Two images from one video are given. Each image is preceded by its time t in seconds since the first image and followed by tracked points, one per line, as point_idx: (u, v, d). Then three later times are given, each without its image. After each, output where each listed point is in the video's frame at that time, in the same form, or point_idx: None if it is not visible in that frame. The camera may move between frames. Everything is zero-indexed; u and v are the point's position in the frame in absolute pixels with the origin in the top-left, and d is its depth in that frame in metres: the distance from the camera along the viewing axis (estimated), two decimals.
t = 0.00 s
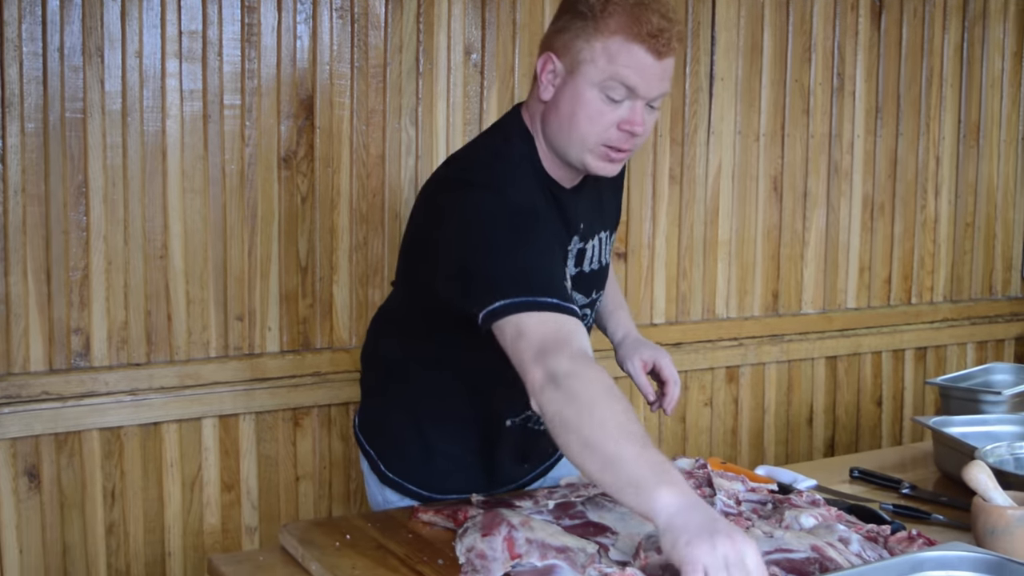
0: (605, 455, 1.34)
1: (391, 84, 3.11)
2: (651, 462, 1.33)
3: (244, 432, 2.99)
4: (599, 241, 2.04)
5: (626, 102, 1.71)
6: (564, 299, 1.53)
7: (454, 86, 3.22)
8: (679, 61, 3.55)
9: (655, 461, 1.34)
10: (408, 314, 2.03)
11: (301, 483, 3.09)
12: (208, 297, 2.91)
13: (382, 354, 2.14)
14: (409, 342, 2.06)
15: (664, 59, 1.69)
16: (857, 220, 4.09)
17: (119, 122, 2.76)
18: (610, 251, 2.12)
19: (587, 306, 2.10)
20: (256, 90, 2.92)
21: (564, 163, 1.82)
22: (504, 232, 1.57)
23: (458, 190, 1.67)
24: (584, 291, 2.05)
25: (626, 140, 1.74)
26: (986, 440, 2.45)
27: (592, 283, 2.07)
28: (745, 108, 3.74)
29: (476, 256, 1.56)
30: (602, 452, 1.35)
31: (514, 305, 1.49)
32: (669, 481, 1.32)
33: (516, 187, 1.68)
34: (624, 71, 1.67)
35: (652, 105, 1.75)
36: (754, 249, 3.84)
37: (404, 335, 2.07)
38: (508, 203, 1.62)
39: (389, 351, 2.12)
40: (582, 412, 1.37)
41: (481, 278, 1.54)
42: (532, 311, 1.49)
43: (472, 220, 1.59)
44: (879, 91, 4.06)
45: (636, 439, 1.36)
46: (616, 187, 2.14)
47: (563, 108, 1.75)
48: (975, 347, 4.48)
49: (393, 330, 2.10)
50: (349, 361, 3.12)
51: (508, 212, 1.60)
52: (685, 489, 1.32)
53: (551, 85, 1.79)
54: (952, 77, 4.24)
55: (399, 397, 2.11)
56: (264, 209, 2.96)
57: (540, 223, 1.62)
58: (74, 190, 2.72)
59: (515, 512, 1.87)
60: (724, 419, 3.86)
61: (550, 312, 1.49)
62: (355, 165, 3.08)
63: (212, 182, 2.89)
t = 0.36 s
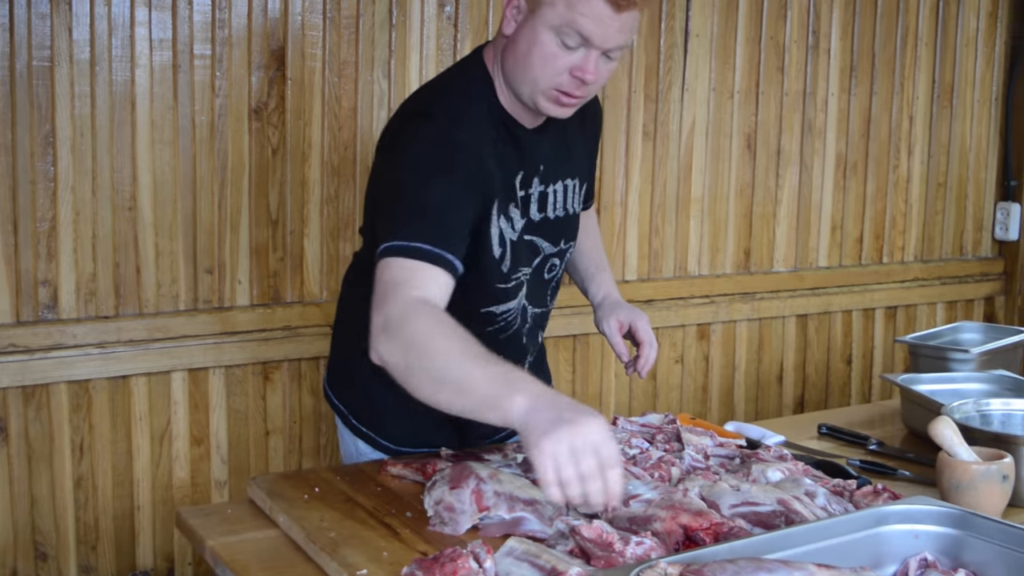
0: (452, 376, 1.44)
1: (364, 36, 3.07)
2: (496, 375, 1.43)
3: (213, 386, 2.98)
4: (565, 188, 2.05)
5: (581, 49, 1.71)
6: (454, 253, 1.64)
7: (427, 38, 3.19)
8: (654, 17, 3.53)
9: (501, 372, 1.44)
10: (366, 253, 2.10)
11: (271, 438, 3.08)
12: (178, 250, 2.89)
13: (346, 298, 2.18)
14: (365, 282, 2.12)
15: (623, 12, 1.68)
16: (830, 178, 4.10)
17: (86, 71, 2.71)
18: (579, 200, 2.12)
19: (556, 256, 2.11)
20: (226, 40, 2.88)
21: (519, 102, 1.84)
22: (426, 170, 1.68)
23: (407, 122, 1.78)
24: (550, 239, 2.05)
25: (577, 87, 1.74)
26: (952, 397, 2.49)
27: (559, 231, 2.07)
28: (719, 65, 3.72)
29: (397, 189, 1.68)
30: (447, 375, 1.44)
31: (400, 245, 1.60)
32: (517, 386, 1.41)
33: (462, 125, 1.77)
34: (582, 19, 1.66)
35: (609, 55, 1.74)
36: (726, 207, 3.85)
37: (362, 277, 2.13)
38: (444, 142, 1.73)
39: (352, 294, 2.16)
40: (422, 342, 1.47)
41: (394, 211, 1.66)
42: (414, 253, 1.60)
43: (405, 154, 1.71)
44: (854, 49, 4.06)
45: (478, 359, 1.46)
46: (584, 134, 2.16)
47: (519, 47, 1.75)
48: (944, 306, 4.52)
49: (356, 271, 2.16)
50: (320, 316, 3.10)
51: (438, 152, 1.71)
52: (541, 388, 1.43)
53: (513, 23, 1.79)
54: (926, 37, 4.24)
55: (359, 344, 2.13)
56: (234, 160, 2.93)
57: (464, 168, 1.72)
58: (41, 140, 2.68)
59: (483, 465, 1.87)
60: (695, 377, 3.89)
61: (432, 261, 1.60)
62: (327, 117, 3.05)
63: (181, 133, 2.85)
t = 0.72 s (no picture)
0: (425, 394, 1.62)
1: (323, 12, 3.05)
2: (460, 390, 1.59)
3: (174, 365, 2.96)
4: (514, 148, 2.07)
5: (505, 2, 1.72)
6: (403, 252, 1.72)
7: (387, 14, 3.17)
8: None
9: (468, 386, 1.60)
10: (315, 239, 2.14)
11: (232, 417, 3.06)
12: (136, 229, 2.86)
13: (305, 280, 2.22)
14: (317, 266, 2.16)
15: None
16: (790, 154, 4.13)
17: (41, 47, 2.68)
18: (532, 159, 2.14)
19: (516, 218, 2.12)
20: (183, 16, 2.84)
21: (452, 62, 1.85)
22: (355, 173, 1.74)
23: (331, 116, 1.83)
24: (504, 202, 2.07)
25: (507, 40, 1.75)
26: (910, 369, 2.53)
27: (513, 192, 2.08)
28: (680, 41, 3.74)
29: (334, 198, 1.76)
30: (422, 393, 1.63)
31: (351, 268, 1.71)
32: (478, 403, 1.57)
33: (383, 110, 1.81)
34: None
35: (534, 5, 1.74)
36: (687, 183, 3.87)
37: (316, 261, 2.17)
38: (367, 135, 1.77)
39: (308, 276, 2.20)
40: (396, 364, 1.65)
41: (337, 225, 1.75)
42: (362, 273, 1.71)
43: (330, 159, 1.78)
44: (814, 25, 4.08)
45: (446, 372, 1.62)
46: (531, 96, 2.18)
47: (446, 7, 1.76)
48: (903, 281, 4.58)
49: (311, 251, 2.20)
50: (281, 294, 3.08)
51: (363, 150, 1.75)
52: (502, 401, 1.58)
53: None
54: (886, 13, 4.27)
55: (319, 322, 2.17)
56: (192, 137, 2.89)
57: (393, 160, 1.77)
58: None
59: (444, 440, 1.89)
60: (656, 352, 3.92)
61: (380, 276, 1.70)
62: (285, 93, 3.02)
63: (139, 110, 2.82)
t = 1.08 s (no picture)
0: (396, 354, 1.59)
1: None
2: (429, 351, 1.55)
3: (141, 332, 2.93)
4: (488, 109, 2.06)
5: None
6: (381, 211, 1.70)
7: None
8: None
9: (436, 345, 1.55)
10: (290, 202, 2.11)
11: (200, 383, 3.04)
12: (100, 195, 2.82)
13: (276, 244, 2.20)
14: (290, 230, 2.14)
15: None
16: (757, 118, 4.13)
17: None
18: (505, 121, 2.13)
19: (489, 179, 2.12)
20: None
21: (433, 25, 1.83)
22: (331, 133, 1.72)
23: (309, 76, 1.81)
24: (479, 163, 2.06)
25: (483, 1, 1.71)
26: (877, 330, 2.56)
27: (488, 153, 2.08)
28: (647, 3, 3.72)
29: (310, 158, 1.73)
30: (393, 353, 1.59)
31: (327, 228, 1.69)
32: (445, 361, 1.52)
33: (359, 71, 1.78)
34: None
35: None
36: (655, 146, 3.87)
37: (289, 225, 2.14)
38: (341, 94, 1.74)
39: (280, 241, 2.18)
40: (368, 325, 1.62)
41: (312, 185, 1.73)
42: (339, 232, 1.68)
43: (307, 120, 1.75)
44: None
45: (415, 331, 1.58)
46: (506, 57, 2.16)
47: None
48: (870, 244, 4.61)
49: (282, 216, 2.17)
50: (248, 260, 3.05)
51: (339, 110, 1.73)
52: (473, 359, 1.52)
53: None
54: None
55: (291, 287, 2.15)
56: (156, 102, 2.86)
57: (369, 119, 1.75)
58: None
59: (415, 403, 1.89)
60: (626, 316, 3.94)
61: (356, 233, 1.68)
62: (250, 57, 2.98)
63: (101, 74, 2.78)
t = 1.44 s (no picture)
0: (343, 307, 1.58)
1: None
2: (367, 303, 1.52)
3: (116, 296, 2.90)
4: (487, 80, 2.04)
5: None
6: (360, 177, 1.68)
7: None
8: None
9: (375, 295, 1.53)
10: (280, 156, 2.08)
11: (176, 346, 3.01)
12: (73, 157, 2.78)
13: (261, 198, 2.17)
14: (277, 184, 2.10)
15: None
16: (734, 79, 4.11)
17: None
18: (504, 93, 2.11)
19: (483, 151, 2.10)
20: None
21: None
22: (324, 89, 1.69)
23: (314, 27, 1.77)
24: (472, 133, 2.04)
25: None
26: (854, 290, 2.57)
27: (483, 125, 2.06)
28: None
29: (302, 110, 1.70)
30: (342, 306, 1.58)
31: (302, 180, 1.66)
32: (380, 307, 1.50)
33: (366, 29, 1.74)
34: None
35: None
36: (633, 107, 3.85)
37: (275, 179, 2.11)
38: (342, 51, 1.71)
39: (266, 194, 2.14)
40: (318, 279, 1.61)
41: (298, 137, 1.70)
42: (311, 188, 1.66)
43: (304, 72, 1.72)
44: None
45: (355, 284, 1.56)
46: (510, 29, 2.12)
47: None
48: (848, 205, 4.62)
49: (271, 170, 2.14)
50: (223, 223, 3.01)
51: (339, 67, 1.70)
52: (407, 300, 1.48)
53: None
54: None
55: (272, 246, 2.13)
56: (128, 63, 2.81)
57: (366, 79, 1.72)
58: None
59: (393, 363, 1.87)
60: (604, 278, 3.94)
61: (331, 193, 1.66)
62: (223, 18, 2.92)
63: (71, 35, 2.73)
